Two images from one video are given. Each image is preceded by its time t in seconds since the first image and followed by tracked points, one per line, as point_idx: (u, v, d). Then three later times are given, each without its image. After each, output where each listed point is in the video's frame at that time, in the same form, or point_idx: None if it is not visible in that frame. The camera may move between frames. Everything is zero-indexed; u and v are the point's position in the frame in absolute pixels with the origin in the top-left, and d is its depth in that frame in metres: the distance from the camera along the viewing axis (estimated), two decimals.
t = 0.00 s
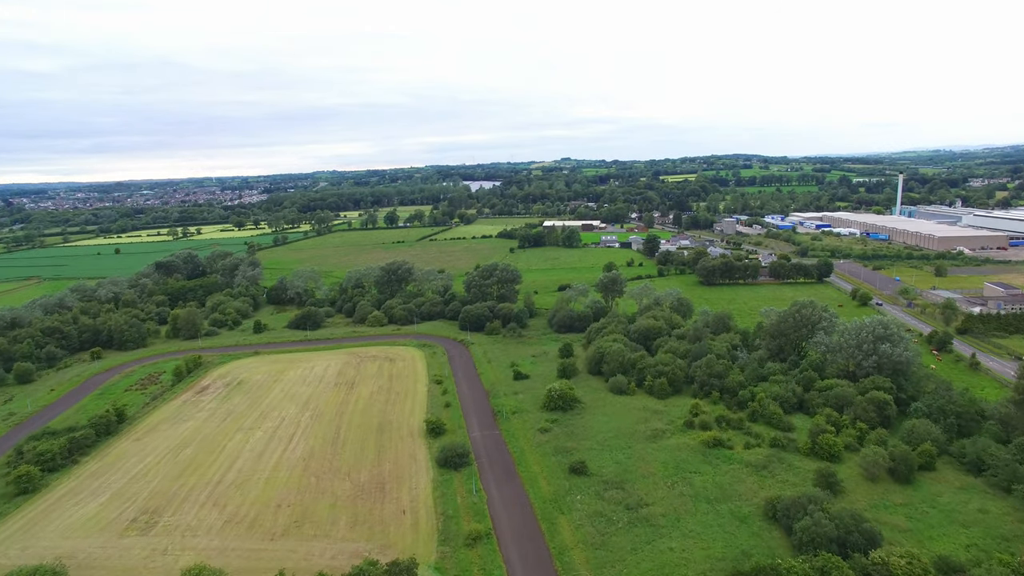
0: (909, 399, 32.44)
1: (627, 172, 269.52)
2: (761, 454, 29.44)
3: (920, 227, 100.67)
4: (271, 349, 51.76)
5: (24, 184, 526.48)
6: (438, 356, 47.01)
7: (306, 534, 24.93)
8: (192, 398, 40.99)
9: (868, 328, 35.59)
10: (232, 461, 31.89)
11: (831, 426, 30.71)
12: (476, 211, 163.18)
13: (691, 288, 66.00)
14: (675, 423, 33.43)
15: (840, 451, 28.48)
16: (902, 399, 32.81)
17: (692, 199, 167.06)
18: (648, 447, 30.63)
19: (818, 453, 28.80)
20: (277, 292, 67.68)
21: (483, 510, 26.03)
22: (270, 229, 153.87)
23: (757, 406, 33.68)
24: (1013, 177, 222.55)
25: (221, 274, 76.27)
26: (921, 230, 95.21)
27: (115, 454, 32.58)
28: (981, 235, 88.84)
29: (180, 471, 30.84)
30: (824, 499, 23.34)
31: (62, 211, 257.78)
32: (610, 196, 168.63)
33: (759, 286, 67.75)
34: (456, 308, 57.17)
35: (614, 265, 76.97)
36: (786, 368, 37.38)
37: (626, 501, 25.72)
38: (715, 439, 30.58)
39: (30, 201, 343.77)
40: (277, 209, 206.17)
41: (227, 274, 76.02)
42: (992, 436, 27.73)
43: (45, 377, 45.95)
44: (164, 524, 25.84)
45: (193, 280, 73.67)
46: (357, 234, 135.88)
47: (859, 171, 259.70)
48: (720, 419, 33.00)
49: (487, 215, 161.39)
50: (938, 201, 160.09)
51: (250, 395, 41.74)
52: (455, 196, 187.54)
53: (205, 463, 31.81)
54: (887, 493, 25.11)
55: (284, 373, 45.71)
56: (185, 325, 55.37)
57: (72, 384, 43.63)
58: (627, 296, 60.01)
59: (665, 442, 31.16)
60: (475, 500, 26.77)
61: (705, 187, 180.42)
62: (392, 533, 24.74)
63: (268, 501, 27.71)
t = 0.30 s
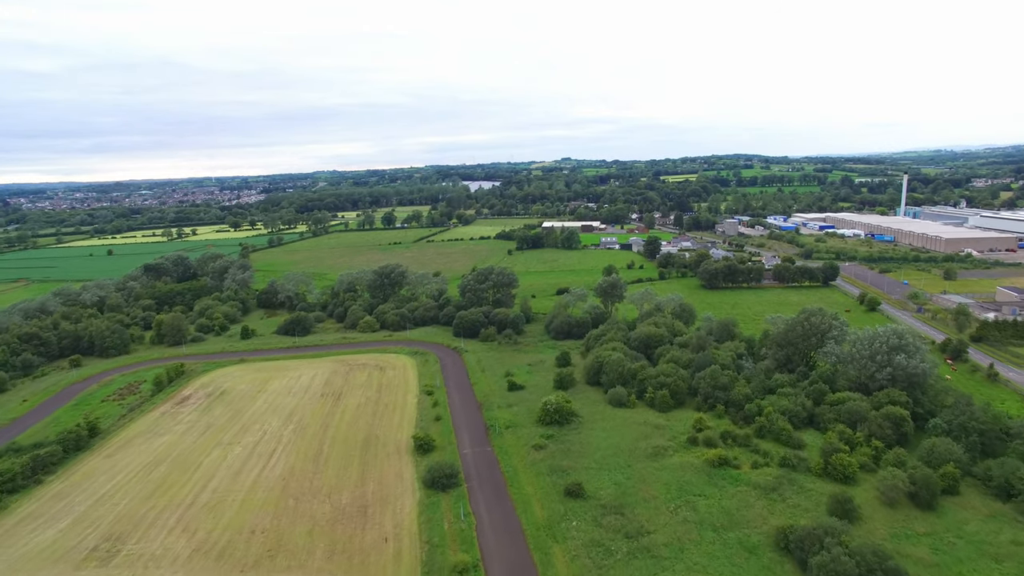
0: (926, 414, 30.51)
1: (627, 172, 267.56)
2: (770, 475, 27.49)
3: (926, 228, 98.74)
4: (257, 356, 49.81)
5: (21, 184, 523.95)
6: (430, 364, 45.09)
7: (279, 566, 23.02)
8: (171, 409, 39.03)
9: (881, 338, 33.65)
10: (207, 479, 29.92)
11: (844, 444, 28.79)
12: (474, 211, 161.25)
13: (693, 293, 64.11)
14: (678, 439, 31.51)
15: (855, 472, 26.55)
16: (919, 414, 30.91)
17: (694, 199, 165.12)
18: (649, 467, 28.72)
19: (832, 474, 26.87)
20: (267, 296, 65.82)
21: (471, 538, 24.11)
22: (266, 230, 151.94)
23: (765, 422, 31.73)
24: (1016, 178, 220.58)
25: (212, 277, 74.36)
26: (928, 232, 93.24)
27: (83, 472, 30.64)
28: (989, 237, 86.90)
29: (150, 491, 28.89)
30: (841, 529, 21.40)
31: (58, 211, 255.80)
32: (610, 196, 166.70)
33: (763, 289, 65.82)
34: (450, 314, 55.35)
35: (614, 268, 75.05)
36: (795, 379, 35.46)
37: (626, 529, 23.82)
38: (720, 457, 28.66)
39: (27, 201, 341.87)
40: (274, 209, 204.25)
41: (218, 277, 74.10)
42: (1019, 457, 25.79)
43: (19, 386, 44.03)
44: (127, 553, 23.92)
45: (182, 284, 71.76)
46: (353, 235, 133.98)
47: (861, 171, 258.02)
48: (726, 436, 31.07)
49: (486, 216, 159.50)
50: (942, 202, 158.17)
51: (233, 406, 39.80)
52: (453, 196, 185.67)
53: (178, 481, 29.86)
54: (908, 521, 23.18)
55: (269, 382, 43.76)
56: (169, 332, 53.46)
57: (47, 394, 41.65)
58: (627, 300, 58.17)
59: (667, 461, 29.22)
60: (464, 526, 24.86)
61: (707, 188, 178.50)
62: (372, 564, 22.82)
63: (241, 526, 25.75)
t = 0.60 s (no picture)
0: (947, 433, 28.53)
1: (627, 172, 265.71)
2: (781, 498, 25.56)
3: (932, 230, 96.86)
4: (243, 364, 47.90)
5: (20, 184, 523.14)
6: (422, 374, 43.18)
7: None
8: (148, 422, 37.10)
9: (897, 349, 31.74)
10: (179, 501, 27.99)
11: (859, 464, 26.87)
12: (473, 212, 159.43)
13: (695, 297, 62.24)
14: (680, 458, 29.60)
15: (872, 497, 24.62)
16: (939, 431, 28.96)
17: (695, 200, 163.23)
18: (651, 489, 26.80)
19: (847, 499, 24.97)
20: (257, 300, 64.02)
21: (457, 569, 22.22)
22: (262, 231, 150.05)
23: (773, 439, 29.81)
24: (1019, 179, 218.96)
25: (200, 280, 72.50)
26: (934, 234, 91.32)
27: (46, 492, 28.69)
28: (997, 239, 84.99)
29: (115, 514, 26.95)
30: (861, 566, 19.53)
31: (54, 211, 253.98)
32: (610, 197, 164.79)
33: (767, 294, 63.90)
34: (444, 319, 53.43)
35: (614, 271, 73.14)
36: (804, 392, 33.54)
37: (625, 560, 21.94)
38: (726, 479, 26.74)
39: (23, 201, 339.17)
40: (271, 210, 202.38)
41: (206, 280, 72.21)
42: None
43: None
44: None
45: (169, 287, 69.84)
46: (350, 236, 132.13)
47: (863, 172, 256.38)
48: (732, 454, 29.17)
49: (485, 216, 157.67)
50: (946, 203, 156.26)
51: (212, 418, 37.84)
52: (452, 197, 183.94)
53: (146, 502, 27.93)
54: (933, 554, 21.25)
55: (252, 393, 41.84)
56: (152, 338, 51.54)
57: (19, 405, 39.75)
58: (627, 306, 56.28)
59: (669, 483, 27.29)
60: (449, 557, 22.96)
61: (708, 188, 176.65)
62: None
63: (211, 556, 23.86)
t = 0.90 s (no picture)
0: (970, 453, 26.60)
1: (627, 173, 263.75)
2: (794, 525, 23.66)
3: (939, 231, 94.88)
4: (227, 373, 46.00)
5: (18, 184, 521.01)
6: (412, 384, 41.27)
7: None
8: (122, 436, 35.15)
9: (914, 362, 29.82)
10: (146, 525, 26.05)
11: (877, 488, 24.97)
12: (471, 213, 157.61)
13: (697, 302, 60.37)
14: (684, 478, 27.68)
15: (893, 526, 22.71)
16: (960, 451, 27.05)
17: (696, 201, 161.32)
18: (652, 515, 24.89)
19: (865, 527, 23.07)
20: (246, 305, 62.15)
21: None
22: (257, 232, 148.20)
23: (783, 458, 27.91)
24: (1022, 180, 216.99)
25: (189, 283, 70.60)
26: (942, 236, 89.33)
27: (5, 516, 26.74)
28: (1007, 241, 83.00)
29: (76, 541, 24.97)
30: None
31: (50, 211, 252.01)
32: (610, 197, 162.87)
33: (771, 298, 61.98)
34: (437, 326, 51.57)
35: (614, 275, 71.23)
36: (815, 407, 31.65)
37: None
38: (734, 504, 24.84)
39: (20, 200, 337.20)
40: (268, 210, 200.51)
41: (195, 283, 70.28)
42: None
43: None
44: None
45: (157, 290, 67.94)
46: (346, 237, 130.24)
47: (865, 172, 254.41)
48: (739, 475, 27.26)
49: (483, 217, 155.79)
50: (951, 204, 154.40)
51: (190, 432, 35.87)
52: (451, 197, 182.15)
53: (111, 527, 25.97)
54: None
55: (234, 403, 39.91)
56: (134, 345, 49.64)
57: None
58: (627, 313, 54.39)
59: (672, 507, 25.38)
60: None
61: (709, 189, 174.72)
62: None
63: None
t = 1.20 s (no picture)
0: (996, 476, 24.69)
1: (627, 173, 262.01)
2: (808, 558, 21.76)
3: (945, 233, 93.05)
4: (209, 382, 44.04)
5: (17, 184, 519.98)
6: (401, 395, 39.35)
7: None
8: (92, 452, 33.16)
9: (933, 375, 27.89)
10: (105, 556, 24.09)
11: (897, 516, 23.04)
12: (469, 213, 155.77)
13: (700, 307, 58.49)
14: (688, 502, 25.74)
15: (916, 560, 20.82)
16: (984, 473, 25.13)
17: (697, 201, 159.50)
18: (652, 545, 22.96)
19: (885, 561, 21.17)
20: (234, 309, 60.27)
21: None
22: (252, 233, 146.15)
23: (794, 480, 25.97)
24: None
25: (177, 286, 68.68)
26: (948, 238, 87.48)
27: None
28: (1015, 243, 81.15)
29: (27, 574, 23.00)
30: None
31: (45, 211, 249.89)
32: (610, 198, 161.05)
33: (775, 303, 60.07)
34: (429, 332, 49.69)
35: (614, 278, 69.30)
36: (826, 423, 29.73)
37: None
38: (741, 533, 22.93)
39: (16, 200, 335.04)
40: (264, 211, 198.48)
41: (183, 287, 68.32)
42: None
43: None
44: None
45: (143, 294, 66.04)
46: (342, 238, 128.35)
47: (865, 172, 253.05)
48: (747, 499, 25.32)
49: (482, 218, 153.92)
50: (954, 204, 152.64)
51: (164, 447, 33.85)
52: (449, 198, 180.34)
53: (67, 558, 24.00)
54: None
55: (213, 416, 37.94)
56: (114, 353, 47.71)
57: None
58: (626, 319, 52.69)
59: (675, 536, 23.47)
60: None
61: (710, 189, 172.89)
62: None
63: None
